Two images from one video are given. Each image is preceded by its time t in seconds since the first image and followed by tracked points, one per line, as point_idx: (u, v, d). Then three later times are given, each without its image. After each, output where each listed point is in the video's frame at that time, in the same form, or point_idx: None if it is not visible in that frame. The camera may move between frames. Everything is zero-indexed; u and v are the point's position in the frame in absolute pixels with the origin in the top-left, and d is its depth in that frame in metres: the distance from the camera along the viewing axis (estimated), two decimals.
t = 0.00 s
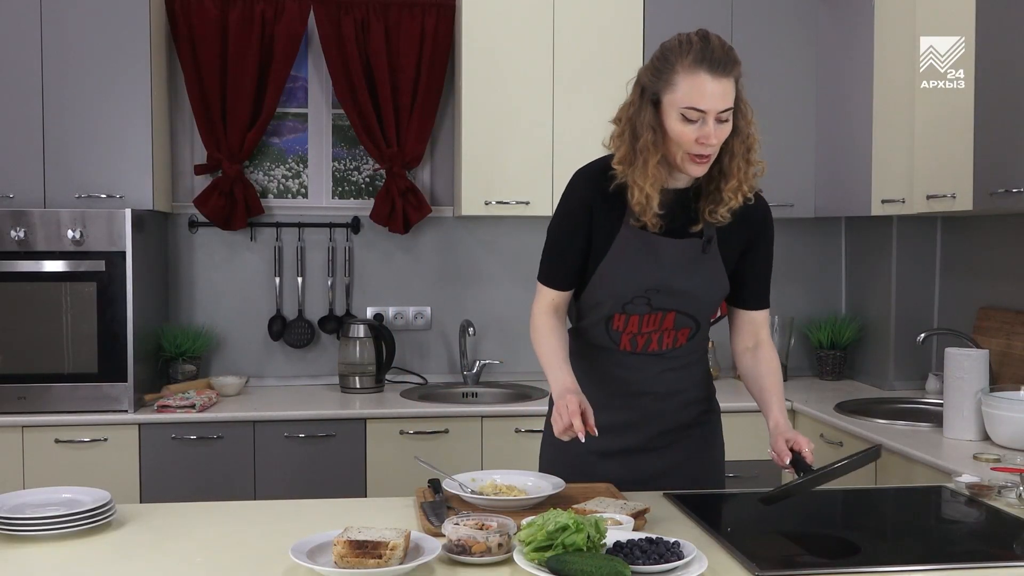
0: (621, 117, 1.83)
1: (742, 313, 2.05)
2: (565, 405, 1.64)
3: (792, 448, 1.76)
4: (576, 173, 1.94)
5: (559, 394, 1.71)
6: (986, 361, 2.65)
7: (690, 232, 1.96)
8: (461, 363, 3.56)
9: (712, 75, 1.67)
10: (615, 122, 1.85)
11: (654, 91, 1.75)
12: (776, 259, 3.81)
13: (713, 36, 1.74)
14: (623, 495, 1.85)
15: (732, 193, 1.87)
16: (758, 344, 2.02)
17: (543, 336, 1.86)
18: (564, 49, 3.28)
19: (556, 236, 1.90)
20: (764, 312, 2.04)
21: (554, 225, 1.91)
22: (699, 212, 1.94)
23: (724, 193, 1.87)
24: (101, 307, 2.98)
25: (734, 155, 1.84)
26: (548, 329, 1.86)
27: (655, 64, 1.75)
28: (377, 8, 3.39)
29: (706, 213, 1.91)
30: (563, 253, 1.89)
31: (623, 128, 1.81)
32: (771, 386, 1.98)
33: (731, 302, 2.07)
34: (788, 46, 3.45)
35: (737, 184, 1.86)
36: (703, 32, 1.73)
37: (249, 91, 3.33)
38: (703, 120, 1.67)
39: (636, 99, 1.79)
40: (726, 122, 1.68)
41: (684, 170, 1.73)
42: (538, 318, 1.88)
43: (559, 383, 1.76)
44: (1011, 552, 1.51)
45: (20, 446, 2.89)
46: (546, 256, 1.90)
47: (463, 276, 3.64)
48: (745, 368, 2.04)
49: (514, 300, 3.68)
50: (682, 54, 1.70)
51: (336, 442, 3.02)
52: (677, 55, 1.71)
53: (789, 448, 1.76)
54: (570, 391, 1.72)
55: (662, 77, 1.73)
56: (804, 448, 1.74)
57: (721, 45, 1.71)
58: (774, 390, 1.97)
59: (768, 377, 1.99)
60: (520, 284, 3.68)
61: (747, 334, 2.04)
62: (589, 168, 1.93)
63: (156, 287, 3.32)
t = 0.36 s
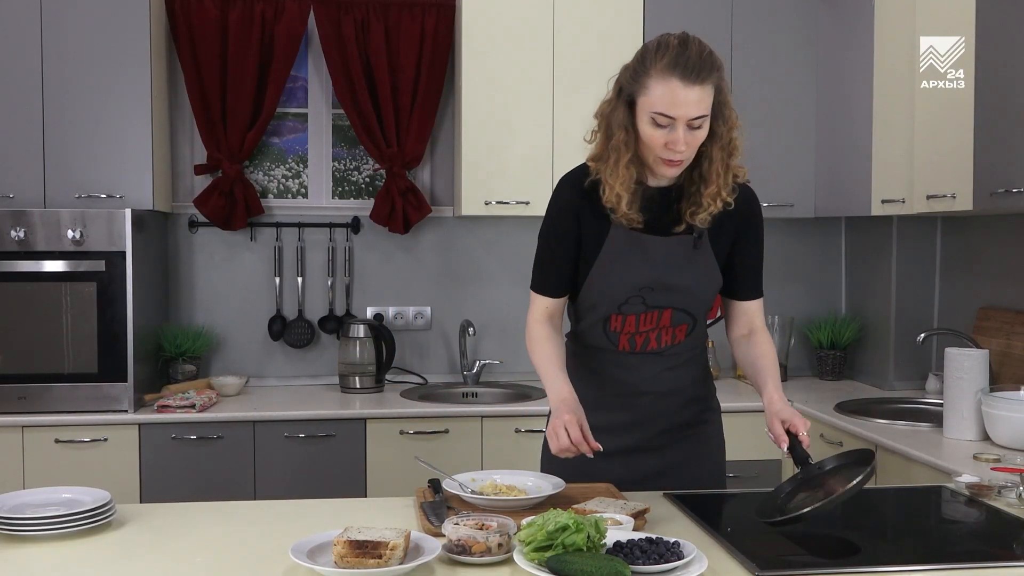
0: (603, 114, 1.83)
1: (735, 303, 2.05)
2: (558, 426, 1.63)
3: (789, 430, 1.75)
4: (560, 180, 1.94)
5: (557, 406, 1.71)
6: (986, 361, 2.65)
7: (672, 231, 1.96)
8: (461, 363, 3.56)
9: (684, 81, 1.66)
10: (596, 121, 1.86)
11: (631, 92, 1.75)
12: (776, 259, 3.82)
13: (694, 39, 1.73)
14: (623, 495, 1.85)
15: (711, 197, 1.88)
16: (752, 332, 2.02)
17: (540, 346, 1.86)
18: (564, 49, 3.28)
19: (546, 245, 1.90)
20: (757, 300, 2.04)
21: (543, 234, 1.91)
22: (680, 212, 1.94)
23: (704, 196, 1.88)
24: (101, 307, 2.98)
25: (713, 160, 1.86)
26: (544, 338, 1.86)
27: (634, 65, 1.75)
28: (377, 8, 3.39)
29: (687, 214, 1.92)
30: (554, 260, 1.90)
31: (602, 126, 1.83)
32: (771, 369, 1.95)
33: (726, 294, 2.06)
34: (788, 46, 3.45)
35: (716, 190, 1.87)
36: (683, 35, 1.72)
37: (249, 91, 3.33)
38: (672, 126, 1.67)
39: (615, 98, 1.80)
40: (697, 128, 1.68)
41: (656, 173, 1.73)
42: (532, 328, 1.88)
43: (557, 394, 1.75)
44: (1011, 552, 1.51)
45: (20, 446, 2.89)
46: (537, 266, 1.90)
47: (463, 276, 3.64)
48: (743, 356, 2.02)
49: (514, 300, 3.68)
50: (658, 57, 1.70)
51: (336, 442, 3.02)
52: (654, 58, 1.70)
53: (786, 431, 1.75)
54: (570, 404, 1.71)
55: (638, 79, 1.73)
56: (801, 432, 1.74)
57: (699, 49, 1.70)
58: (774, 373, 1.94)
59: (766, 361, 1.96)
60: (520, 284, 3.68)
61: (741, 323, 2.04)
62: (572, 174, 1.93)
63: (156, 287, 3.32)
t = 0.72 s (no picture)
0: (599, 121, 1.82)
1: (729, 308, 2.05)
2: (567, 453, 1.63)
3: (780, 450, 1.76)
4: (557, 188, 1.93)
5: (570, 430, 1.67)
6: (986, 361, 2.65)
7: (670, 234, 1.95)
8: (461, 363, 3.56)
9: (673, 85, 1.64)
10: (593, 127, 1.85)
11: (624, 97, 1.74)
12: (776, 258, 3.82)
13: (687, 43, 1.71)
14: (622, 495, 1.85)
15: (701, 200, 1.85)
16: (745, 341, 2.02)
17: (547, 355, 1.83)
18: (564, 49, 3.28)
19: (550, 251, 1.88)
20: (752, 306, 2.03)
21: (545, 242, 1.89)
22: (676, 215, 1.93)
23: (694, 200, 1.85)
24: (101, 307, 2.98)
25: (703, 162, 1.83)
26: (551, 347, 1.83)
27: (627, 70, 1.74)
28: (377, 8, 3.39)
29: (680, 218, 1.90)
30: (558, 266, 1.87)
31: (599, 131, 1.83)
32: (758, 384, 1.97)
33: (722, 298, 2.05)
34: (788, 46, 3.45)
35: (705, 192, 1.84)
36: (676, 40, 1.71)
37: (249, 91, 3.33)
38: (659, 130, 1.65)
39: (610, 103, 1.80)
40: (686, 132, 1.65)
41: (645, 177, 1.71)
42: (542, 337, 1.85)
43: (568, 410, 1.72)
44: (1011, 552, 1.51)
45: (20, 446, 2.89)
46: (542, 274, 1.88)
47: (463, 276, 3.64)
48: (731, 365, 2.03)
49: (514, 300, 3.68)
50: (649, 62, 1.69)
51: (336, 442, 3.03)
52: (646, 63, 1.69)
53: (776, 449, 1.77)
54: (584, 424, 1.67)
55: (630, 83, 1.72)
56: (793, 452, 1.75)
57: (690, 54, 1.68)
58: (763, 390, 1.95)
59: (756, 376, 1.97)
60: (520, 284, 3.68)
61: (734, 330, 2.04)
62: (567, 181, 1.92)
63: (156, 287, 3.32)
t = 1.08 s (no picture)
0: (607, 119, 1.82)
1: (727, 310, 2.05)
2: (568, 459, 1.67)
3: (772, 455, 1.80)
4: (562, 189, 1.90)
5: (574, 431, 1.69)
6: (986, 361, 2.65)
7: (680, 231, 1.95)
8: (461, 362, 3.56)
9: (693, 77, 1.66)
10: (601, 125, 1.85)
11: (638, 93, 1.75)
12: (776, 258, 3.82)
13: (696, 35, 1.72)
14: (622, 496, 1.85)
15: (725, 193, 1.87)
16: (742, 344, 2.03)
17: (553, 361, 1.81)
18: (564, 49, 3.28)
19: (558, 256, 1.86)
20: (749, 309, 2.03)
21: (551, 244, 1.87)
22: (688, 212, 1.93)
23: (717, 193, 1.87)
24: (101, 307, 2.98)
25: (723, 153, 1.85)
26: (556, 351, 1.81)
27: (638, 66, 1.75)
28: (377, 8, 3.39)
29: (697, 214, 1.91)
30: (565, 267, 1.85)
31: (610, 130, 1.81)
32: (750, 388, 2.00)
33: (723, 301, 2.05)
34: (788, 45, 3.44)
35: (729, 184, 1.86)
36: (685, 32, 1.72)
37: (249, 91, 3.33)
38: (685, 122, 1.66)
39: (621, 101, 1.79)
40: (709, 122, 1.67)
41: (671, 170, 1.73)
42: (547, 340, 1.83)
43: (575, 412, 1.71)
44: (1011, 552, 1.51)
45: (20, 446, 2.89)
46: (550, 279, 1.85)
47: (463, 276, 3.64)
48: (726, 367, 2.04)
49: (514, 300, 3.68)
50: (665, 56, 1.69)
51: (336, 442, 3.02)
52: (659, 57, 1.70)
53: (769, 454, 1.80)
54: (588, 423, 1.69)
55: (645, 78, 1.72)
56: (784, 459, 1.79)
57: (703, 45, 1.70)
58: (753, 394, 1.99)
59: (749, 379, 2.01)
60: (520, 284, 3.68)
61: (732, 333, 2.04)
62: (573, 181, 1.90)
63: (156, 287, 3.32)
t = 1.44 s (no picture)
0: (613, 106, 1.84)
1: (731, 307, 2.06)
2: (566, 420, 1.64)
3: (773, 447, 1.79)
4: (567, 179, 1.92)
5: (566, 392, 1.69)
6: (987, 361, 2.65)
7: (681, 228, 1.96)
8: (461, 363, 3.56)
9: (695, 59, 1.67)
10: (607, 113, 1.86)
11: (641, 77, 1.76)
12: (776, 258, 3.82)
13: (704, 27, 1.75)
14: (622, 496, 1.85)
15: (722, 188, 1.87)
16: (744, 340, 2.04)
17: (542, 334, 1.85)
18: (564, 49, 3.28)
19: (552, 249, 1.89)
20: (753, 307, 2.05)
21: (547, 236, 1.90)
22: (689, 208, 1.94)
23: (714, 188, 1.87)
24: (101, 307, 2.98)
25: (722, 148, 1.85)
26: (545, 327, 1.85)
27: (645, 52, 1.77)
28: (377, 8, 3.39)
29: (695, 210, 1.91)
30: (561, 262, 1.89)
31: (613, 113, 1.85)
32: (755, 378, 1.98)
33: (727, 299, 2.06)
34: (788, 46, 3.44)
35: (726, 179, 1.87)
36: (694, 23, 1.75)
37: (249, 91, 3.33)
38: (680, 101, 1.66)
39: (626, 87, 1.81)
40: (706, 106, 1.67)
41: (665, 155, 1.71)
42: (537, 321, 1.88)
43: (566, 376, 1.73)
44: (1012, 552, 1.51)
45: (20, 446, 2.89)
46: (543, 270, 1.89)
47: (463, 276, 3.64)
48: (728, 361, 2.04)
49: (514, 300, 3.68)
50: (670, 40, 1.71)
51: (336, 442, 3.02)
52: (665, 41, 1.72)
53: (769, 447, 1.79)
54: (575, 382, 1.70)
55: (648, 60, 1.75)
56: (783, 454, 1.77)
57: (709, 34, 1.71)
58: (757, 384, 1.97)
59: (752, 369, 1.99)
60: (520, 284, 3.68)
61: (735, 329, 2.06)
62: (577, 174, 1.92)
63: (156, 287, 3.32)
